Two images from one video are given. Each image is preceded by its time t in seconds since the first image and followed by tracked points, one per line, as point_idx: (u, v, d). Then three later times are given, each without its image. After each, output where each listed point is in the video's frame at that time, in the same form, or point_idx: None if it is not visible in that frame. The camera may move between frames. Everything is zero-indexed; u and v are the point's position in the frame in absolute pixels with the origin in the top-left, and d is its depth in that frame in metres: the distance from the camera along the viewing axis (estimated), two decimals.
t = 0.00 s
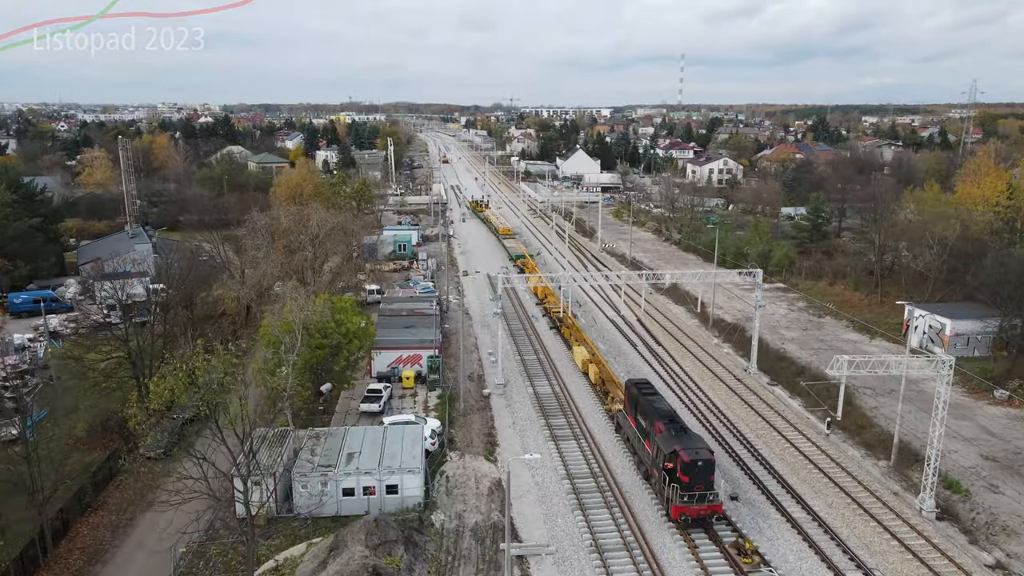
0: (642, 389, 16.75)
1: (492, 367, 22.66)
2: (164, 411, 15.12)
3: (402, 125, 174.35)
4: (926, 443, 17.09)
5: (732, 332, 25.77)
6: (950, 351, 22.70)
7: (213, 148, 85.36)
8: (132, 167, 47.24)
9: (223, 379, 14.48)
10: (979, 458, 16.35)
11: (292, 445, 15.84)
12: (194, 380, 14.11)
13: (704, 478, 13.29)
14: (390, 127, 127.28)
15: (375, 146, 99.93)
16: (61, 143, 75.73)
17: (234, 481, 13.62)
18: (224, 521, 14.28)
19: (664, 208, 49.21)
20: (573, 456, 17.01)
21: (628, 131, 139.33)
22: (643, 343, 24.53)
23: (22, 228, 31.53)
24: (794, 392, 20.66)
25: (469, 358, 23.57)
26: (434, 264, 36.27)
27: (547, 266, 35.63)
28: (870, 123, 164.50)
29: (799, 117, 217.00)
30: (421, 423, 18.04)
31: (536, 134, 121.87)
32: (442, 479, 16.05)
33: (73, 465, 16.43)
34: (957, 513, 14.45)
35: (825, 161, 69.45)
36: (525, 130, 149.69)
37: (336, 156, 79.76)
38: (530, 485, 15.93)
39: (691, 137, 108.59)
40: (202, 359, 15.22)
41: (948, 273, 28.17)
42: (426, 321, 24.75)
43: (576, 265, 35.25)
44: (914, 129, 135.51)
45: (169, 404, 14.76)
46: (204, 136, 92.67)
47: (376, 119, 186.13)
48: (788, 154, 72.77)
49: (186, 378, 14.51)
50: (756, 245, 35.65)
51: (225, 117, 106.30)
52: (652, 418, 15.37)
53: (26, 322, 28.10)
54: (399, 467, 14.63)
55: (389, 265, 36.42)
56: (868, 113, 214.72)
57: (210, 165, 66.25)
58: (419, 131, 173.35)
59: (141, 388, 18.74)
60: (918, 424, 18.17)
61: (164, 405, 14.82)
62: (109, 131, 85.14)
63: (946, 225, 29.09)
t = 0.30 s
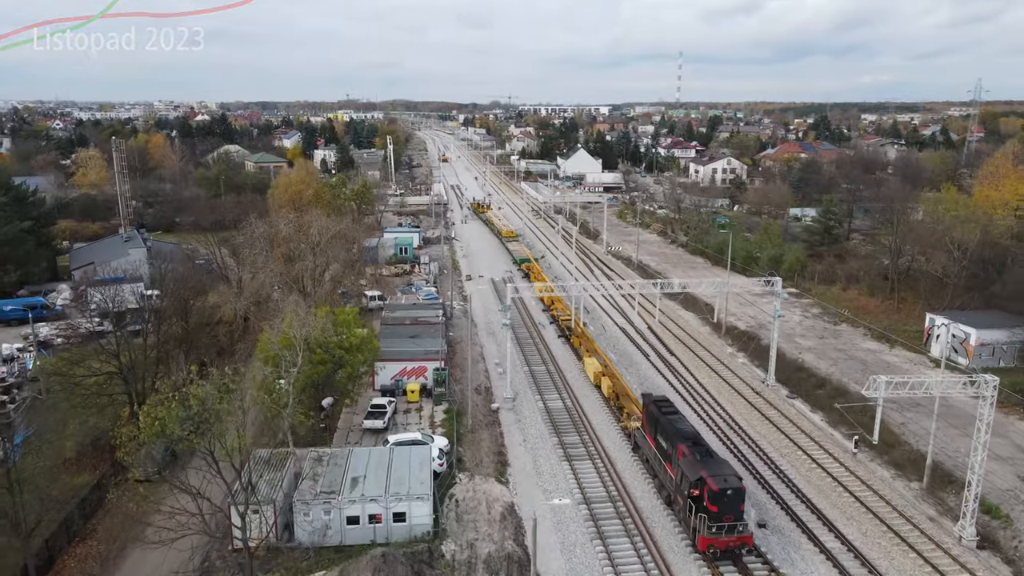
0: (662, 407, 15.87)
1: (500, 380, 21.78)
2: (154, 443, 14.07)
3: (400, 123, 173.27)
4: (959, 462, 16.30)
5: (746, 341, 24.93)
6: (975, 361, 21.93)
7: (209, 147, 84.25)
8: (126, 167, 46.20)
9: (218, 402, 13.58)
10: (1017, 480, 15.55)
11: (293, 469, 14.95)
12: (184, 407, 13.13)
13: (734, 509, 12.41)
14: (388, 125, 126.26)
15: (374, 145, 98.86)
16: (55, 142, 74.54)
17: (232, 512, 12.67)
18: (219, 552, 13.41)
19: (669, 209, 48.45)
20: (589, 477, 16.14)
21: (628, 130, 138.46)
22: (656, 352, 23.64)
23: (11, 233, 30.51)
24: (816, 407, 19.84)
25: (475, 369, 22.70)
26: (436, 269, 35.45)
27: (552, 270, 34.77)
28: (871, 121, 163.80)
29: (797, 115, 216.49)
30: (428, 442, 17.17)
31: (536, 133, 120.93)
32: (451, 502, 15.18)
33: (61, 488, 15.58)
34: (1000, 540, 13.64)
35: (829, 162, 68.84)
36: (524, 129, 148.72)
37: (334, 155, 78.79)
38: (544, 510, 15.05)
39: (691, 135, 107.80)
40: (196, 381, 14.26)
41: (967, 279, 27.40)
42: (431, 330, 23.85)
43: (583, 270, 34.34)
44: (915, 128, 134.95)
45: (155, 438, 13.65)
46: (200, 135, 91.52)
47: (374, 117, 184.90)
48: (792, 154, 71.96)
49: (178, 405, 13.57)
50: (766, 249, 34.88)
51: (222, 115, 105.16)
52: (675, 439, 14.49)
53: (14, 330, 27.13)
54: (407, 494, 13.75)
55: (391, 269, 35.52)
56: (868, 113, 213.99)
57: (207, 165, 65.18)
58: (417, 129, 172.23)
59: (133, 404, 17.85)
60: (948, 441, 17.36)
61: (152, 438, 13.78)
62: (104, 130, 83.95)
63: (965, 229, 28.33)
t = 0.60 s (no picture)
0: (681, 425, 15.03)
1: (506, 391, 20.91)
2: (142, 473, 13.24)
3: (397, 121, 172.06)
4: (993, 482, 15.50)
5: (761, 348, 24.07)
6: (998, 370, 21.10)
7: (204, 145, 83.05)
8: (119, 166, 45.12)
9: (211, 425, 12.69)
10: None
11: (291, 493, 14.09)
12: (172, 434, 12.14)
13: (766, 541, 11.58)
14: (385, 123, 125.07)
15: (371, 143, 97.76)
16: (47, 140, 73.30)
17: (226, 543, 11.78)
18: None
19: (672, 209, 47.60)
20: (605, 499, 15.28)
21: (627, 127, 137.49)
22: (668, 361, 22.78)
23: None
24: (837, 420, 19.05)
25: (480, 379, 21.82)
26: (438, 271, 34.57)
27: (556, 273, 33.93)
28: (869, 118, 163.26)
29: (795, 112, 215.71)
30: (434, 461, 16.30)
31: (534, 131, 119.80)
32: (460, 527, 14.33)
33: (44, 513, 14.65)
34: None
35: (832, 160, 68.03)
36: (522, 126, 147.65)
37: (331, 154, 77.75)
38: (558, 536, 14.17)
39: (691, 133, 106.94)
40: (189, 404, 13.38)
41: (985, 283, 26.63)
42: (433, 338, 22.95)
43: (588, 273, 33.48)
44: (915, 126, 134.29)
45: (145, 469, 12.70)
46: (195, 132, 90.27)
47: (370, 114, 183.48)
48: (795, 152, 71.16)
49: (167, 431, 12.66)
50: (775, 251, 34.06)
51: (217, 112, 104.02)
52: (697, 461, 13.66)
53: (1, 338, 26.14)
54: (413, 521, 12.91)
55: (391, 272, 34.60)
56: (865, 110, 213.55)
57: (202, 164, 64.09)
58: (415, 127, 171.00)
59: (122, 420, 16.94)
60: (979, 457, 16.57)
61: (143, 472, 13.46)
62: (98, 128, 82.65)
63: (982, 232, 27.52)
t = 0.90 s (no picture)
0: (697, 443, 14.18)
1: (509, 404, 20.02)
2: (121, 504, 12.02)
3: (391, 117, 170.73)
4: None
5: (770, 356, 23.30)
6: (1018, 378, 20.30)
7: (195, 142, 81.75)
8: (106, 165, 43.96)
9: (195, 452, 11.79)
10: None
11: (283, 519, 13.19)
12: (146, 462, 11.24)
13: None
14: (379, 120, 123.90)
15: (365, 140, 96.64)
16: (35, 138, 71.88)
17: None
18: None
19: (672, 207, 46.80)
20: (616, 522, 14.43)
21: (622, 124, 136.70)
22: (675, 369, 21.94)
23: None
24: (854, 433, 18.28)
25: (481, 390, 20.92)
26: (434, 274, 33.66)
27: (556, 276, 33.09)
28: (865, 115, 162.91)
29: (790, 108, 215.29)
30: (435, 481, 15.41)
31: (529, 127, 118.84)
32: (463, 555, 13.46)
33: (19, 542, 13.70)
34: None
35: (831, 157, 67.36)
36: (517, 122, 146.63)
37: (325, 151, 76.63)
38: (569, 564, 13.31)
39: (688, 130, 106.16)
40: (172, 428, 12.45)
41: (998, 286, 25.94)
42: (432, 347, 22.04)
43: (589, 276, 32.65)
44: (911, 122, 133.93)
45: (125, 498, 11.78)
46: (186, 129, 88.92)
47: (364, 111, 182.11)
48: (794, 149, 70.58)
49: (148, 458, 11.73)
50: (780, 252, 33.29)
51: (208, 109, 102.68)
52: (717, 484, 12.82)
53: None
54: (414, 552, 12.04)
55: (387, 274, 33.67)
56: (859, 106, 213.68)
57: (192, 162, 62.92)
58: (409, 124, 169.69)
59: (105, 438, 15.99)
60: (1007, 475, 15.81)
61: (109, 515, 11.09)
62: (87, 125, 81.21)
63: (995, 234, 26.81)
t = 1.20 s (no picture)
0: (712, 461, 13.39)
1: (511, 413, 19.20)
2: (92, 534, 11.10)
3: (384, 112, 169.30)
4: None
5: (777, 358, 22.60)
6: None
7: (185, 138, 80.40)
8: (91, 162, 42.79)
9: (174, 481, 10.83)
10: None
11: (273, 546, 12.36)
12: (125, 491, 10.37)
13: None
14: (372, 114, 122.66)
15: (358, 135, 95.30)
16: (20, 134, 70.40)
17: None
18: None
19: (671, 205, 46.07)
20: (626, 543, 13.65)
21: (617, 118, 135.75)
22: (682, 374, 21.15)
23: None
24: (871, 443, 17.55)
25: (481, 399, 20.10)
26: (429, 274, 32.82)
27: (555, 276, 32.35)
28: (860, 109, 162.44)
29: (784, 102, 214.87)
30: (434, 499, 14.56)
31: (524, 122, 117.81)
32: None
33: None
34: None
35: (830, 152, 66.71)
36: (511, 116, 145.47)
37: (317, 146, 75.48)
38: None
39: (683, 124, 105.45)
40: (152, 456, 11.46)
41: (1010, 287, 25.26)
42: (429, 352, 21.20)
43: (589, 277, 31.79)
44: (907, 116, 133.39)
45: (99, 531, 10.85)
46: (176, 124, 87.48)
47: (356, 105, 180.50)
48: (792, 143, 69.78)
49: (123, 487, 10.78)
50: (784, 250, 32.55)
51: (198, 104, 101.10)
52: (737, 507, 12.02)
53: None
54: None
55: (381, 274, 32.76)
56: (854, 100, 213.51)
57: (182, 158, 61.74)
58: (402, 118, 168.24)
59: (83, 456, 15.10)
60: None
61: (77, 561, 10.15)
62: (74, 120, 79.73)
63: (1007, 232, 26.12)
